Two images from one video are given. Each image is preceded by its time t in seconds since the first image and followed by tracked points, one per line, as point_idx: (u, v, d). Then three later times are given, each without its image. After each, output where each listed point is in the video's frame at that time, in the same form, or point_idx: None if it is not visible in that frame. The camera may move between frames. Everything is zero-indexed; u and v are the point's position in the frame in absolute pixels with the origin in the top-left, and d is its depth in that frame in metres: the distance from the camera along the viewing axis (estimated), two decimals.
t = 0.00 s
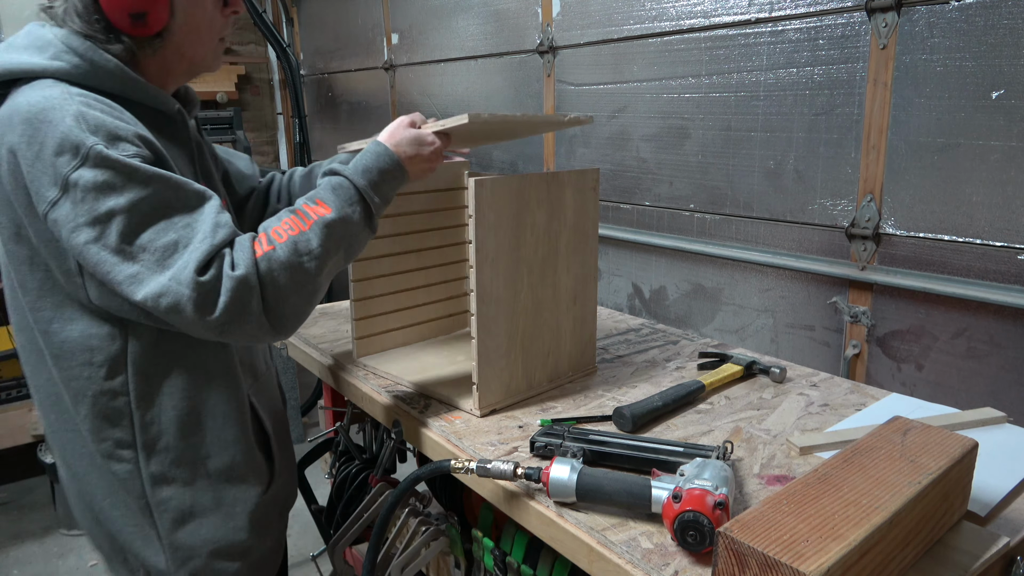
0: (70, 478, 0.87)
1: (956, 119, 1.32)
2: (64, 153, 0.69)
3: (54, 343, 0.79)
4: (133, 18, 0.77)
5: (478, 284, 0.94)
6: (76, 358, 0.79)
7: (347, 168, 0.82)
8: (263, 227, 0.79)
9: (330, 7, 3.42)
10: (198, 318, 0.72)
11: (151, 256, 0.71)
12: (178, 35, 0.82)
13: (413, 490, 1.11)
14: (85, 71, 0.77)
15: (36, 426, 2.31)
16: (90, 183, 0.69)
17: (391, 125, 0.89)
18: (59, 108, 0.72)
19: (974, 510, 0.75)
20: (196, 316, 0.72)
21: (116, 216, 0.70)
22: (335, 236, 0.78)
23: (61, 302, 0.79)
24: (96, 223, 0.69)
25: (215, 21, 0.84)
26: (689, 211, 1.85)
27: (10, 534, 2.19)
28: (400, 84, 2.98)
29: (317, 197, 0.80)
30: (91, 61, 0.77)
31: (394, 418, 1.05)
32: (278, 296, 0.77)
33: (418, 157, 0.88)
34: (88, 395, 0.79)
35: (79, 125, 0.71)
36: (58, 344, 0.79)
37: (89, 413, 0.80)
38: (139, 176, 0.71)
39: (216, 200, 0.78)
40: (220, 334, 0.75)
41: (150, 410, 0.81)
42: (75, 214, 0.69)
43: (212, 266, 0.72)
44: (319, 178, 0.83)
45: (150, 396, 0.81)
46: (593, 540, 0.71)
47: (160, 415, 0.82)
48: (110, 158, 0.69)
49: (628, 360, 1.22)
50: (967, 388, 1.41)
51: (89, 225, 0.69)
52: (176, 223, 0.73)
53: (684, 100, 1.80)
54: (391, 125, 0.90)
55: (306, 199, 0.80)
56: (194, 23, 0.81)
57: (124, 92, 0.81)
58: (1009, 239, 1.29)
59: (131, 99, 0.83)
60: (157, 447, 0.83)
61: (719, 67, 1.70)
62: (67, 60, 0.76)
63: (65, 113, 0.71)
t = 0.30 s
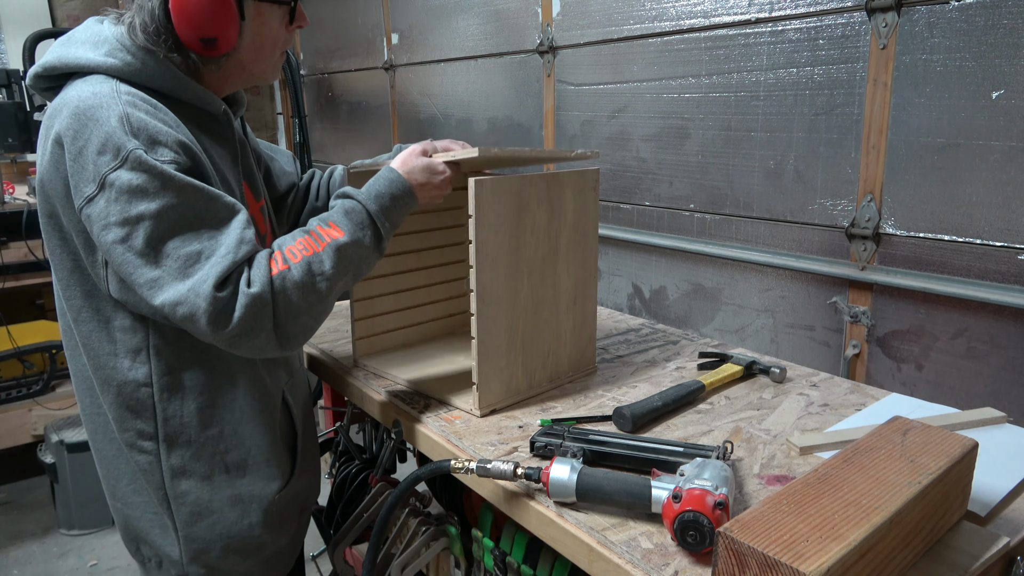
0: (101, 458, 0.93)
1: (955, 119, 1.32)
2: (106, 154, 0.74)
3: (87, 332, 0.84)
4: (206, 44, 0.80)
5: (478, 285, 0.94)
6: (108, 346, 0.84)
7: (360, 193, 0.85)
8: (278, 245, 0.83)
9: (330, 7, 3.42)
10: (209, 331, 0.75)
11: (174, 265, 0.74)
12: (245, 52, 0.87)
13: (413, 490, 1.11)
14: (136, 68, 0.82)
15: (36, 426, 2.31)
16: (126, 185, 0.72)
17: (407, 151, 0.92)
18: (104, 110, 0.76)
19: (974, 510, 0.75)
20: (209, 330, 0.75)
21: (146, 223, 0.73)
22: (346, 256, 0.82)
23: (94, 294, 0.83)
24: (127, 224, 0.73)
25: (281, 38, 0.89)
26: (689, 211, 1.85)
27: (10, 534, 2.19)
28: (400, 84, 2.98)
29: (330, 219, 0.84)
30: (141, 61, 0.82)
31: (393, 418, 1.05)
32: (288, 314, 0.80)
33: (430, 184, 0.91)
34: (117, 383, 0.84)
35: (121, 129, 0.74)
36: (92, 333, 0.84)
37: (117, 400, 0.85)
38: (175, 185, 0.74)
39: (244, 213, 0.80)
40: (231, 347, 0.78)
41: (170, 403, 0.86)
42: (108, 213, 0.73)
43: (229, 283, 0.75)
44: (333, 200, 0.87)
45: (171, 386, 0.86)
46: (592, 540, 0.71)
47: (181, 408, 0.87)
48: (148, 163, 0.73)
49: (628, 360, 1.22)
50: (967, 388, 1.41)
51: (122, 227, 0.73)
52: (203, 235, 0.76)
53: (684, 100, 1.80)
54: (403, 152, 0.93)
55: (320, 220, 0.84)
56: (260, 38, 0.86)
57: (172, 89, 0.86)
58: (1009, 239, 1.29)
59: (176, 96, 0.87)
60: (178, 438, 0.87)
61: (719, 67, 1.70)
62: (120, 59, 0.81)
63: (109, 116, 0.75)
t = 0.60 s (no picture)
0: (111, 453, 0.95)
1: (955, 119, 1.32)
2: (101, 169, 0.74)
3: (87, 334, 0.85)
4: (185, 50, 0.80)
5: (478, 286, 0.94)
6: (107, 350, 0.85)
7: (359, 208, 0.86)
8: (274, 261, 0.83)
9: (330, 7, 3.42)
10: (204, 348, 0.77)
11: (170, 280, 0.75)
12: (228, 66, 0.88)
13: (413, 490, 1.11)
14: (134, 77, 0.82)
15: (36, 426, 2.31)
16: (121, 201, 0.73)
17: (406, 168, 0.94)
18: (101, 123, 0.76)
19: (974, 510, 0.75)
20: (203, 346, 0.77)
21: (143, 238, 0.74)
22: (342, 275, 0.82)
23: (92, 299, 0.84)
24: (122, 239, 0.74)
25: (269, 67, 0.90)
26: (689, 211, 1.85)
27: (10, 534, 2.19)
28: (400, 85, 2.98)
29: (328, 236, 0.84)
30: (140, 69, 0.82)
31: (393, 418, 1.05)
32: (284, 331, 0.81)
33: (428, 202, 0.92)
34: (116, 385, 0.85)
35: (117, 143, 0.75)
36: (91, 335, 0.84)
37: (117, 403, 0.85)
38: (171, 201, 0.75)
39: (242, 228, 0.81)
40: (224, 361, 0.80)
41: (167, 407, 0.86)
42: (104, 227, 0.74)
43: (224, 300, 0.77)
44: (332, 216, 0.87)
45: (169, 388, 0.86)
46: (593, 540, 0.71)
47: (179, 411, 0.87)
48: (143, 179, 0.73)
49: (628, 360, 1.22)
50: (967, 388, 1.41)
51: (117, 241, 0.74)
52: (198, 250, 0.77)
53: (685, 100, 1.80)
54: (403, 168, 0.94)
55: (316, 236, 0.84)
56: (246, 58, 0.87)
57: (171, 97, 0.86)
58: (1009, 239, 1.29)
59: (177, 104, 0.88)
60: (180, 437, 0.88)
61: (719, 67, 1.70)
62: (119, 68, 0.82)
63: (105, 129, 0.76)
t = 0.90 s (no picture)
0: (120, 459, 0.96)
1: (955, 119, 1.32)
2: (103, 180, 0.73)
3: (92, 346, 0.86)
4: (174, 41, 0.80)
5: (478, 285, 0.94)
6: (112, 365, 0.85)
7: (364, 211, 0.89)
8: (284, 271, 0.84)
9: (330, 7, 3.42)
10: (226, 362, 0.78)
11: (181, 295, 0.75)
12: (229, 45, 0.84)
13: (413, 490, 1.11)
14: (127, 78, 0.81)
15: (36, 426, 2.31)
16: (126, 213, 0.73)
17: (404, 170, 0.96)
18: (98, 131, 0.75)
19: (974, 510, 0.75)
20: (221, 362, 0.78)
21: (152, 253, 0.74)
22: (355, 280, 0.85)
23: (94, 311, 0.85)
24: (131, 253, 0.73)
25: (270, 31, 0.85)
26: (689, 211, 1.85)
27: (10, 534, 2.19)
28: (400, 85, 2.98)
29: (336, 242, 0.86)
30: (134, 70, 0.81)
31: (394, 418, 1.06)
32: (302, 338, 0.83)
33: (428, 203, 0.95)
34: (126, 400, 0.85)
35: (116, 153, 0.74)
36: (96, 349, 0.85)
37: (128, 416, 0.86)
38: (179, 213, 0.75)
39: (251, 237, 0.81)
40: (242, 374, 0.81)
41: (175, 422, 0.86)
42: (110, 241, 0.73)
43: (244, 313, 0.78)
44: (335, 223, 0.90)
45: (177, 403, 0.86)
46: (593, 540, 0.71)
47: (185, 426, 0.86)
48: (146, 189, 0.73)
49: (628, 360, 1.23)
50: (967, 389, 1.41)
51: (124, 257, 0.73)
52: (209, 261, 0.77)
53: (685, 100, 1.80)
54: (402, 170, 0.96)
55: (324, 243, 0.87)
56: (244, 28, 0.83)
57: (167, 95, 0.86)
58: (1009, 239, 1.29)
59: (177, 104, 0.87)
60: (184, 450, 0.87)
61: (719, 67, 1.70)
62: (111, 70, 0.81)
63: (104, 138, 0.75)
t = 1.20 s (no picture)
0: (122, 457, 0.96)
1: (955, 119, 1.32)
2: (129, 183, 0.72)
3: (101, 350, 0.85)
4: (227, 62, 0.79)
5: (476, 284, 0.94)
6: (122, 370, 0.85)
7: (369, 217, 0.92)
8: (298, 279, 0.85)
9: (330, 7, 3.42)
10: (250, 373, 0.78)
11: (206, 304, 0.75)
12: (275, 57, 0.85)
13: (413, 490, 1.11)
14: (152, 77, 0.80)
15: (36, 426, 2.31)
16: (153, 219, 0.72)
17: (405, 173, 0.98)
18: (126, 130, 0.74)
19: (974, 510, 0.75)
20: (244, 373, 0.78)
21: (178, 261, 0.73)
22: (367, 284, 0.88)
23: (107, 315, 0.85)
24: (157, 260, 0.73)
25: (315, 44, 0.86)
26: (689, 211, 1.85)
27: (10, 534, 2.19)
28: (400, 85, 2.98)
29: (345, 247, 0.88)
30: (159, 69, 0.80)
31: (394, 418, 1.06)
32: (322, 347, 0.84)
33: (427, 205, 0.97)
34: (134, 406, 0.84)
35: (144, 156, 0.73)
36: (105, 354, 0.85)
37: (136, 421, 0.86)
38: (212, 220, 0.74)
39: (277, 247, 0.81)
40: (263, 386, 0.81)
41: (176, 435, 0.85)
42: (134, 245, 0.73)
43: (270, 325, 0.78)
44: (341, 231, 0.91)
45: (185, 414, 0.85)
46: (593, 540, 0.71)
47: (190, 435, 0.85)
48: (175, 196, 0.72)
49: (628, 360, 1.22)
50: (967, 389, 1.41)
51: (149, 263, 0.73)
52: (235, 269, 0.77)
53: (685, 99, 1.80)
54: (404, 171, 1.00)
55: (334, 250, 0.88)
56: (290, 40, 0.84)
57: (194, 95, 0.84)
58: (1009, 239, 1.29)
59: (207, 105, 0.86)
60: (188, 458, 0.86)
61: (719, 67, 1.70)
62: (137, 70, 0.79)
63: (129, 139, 0.73)
